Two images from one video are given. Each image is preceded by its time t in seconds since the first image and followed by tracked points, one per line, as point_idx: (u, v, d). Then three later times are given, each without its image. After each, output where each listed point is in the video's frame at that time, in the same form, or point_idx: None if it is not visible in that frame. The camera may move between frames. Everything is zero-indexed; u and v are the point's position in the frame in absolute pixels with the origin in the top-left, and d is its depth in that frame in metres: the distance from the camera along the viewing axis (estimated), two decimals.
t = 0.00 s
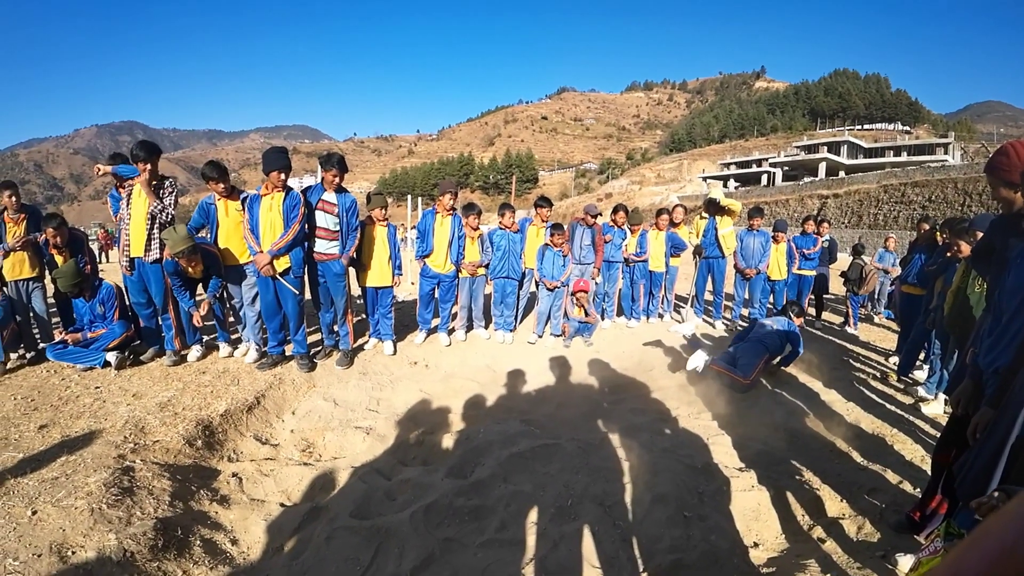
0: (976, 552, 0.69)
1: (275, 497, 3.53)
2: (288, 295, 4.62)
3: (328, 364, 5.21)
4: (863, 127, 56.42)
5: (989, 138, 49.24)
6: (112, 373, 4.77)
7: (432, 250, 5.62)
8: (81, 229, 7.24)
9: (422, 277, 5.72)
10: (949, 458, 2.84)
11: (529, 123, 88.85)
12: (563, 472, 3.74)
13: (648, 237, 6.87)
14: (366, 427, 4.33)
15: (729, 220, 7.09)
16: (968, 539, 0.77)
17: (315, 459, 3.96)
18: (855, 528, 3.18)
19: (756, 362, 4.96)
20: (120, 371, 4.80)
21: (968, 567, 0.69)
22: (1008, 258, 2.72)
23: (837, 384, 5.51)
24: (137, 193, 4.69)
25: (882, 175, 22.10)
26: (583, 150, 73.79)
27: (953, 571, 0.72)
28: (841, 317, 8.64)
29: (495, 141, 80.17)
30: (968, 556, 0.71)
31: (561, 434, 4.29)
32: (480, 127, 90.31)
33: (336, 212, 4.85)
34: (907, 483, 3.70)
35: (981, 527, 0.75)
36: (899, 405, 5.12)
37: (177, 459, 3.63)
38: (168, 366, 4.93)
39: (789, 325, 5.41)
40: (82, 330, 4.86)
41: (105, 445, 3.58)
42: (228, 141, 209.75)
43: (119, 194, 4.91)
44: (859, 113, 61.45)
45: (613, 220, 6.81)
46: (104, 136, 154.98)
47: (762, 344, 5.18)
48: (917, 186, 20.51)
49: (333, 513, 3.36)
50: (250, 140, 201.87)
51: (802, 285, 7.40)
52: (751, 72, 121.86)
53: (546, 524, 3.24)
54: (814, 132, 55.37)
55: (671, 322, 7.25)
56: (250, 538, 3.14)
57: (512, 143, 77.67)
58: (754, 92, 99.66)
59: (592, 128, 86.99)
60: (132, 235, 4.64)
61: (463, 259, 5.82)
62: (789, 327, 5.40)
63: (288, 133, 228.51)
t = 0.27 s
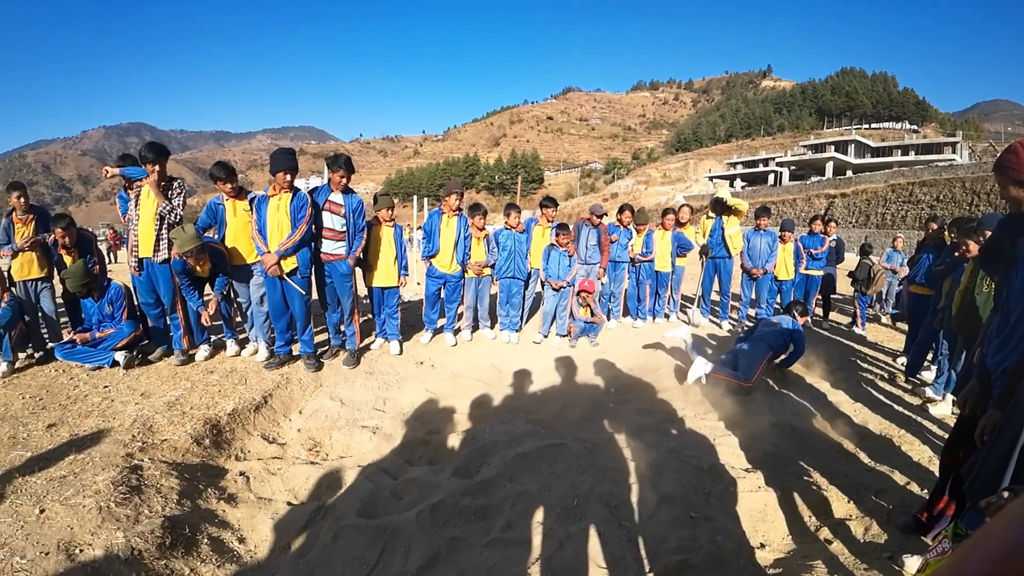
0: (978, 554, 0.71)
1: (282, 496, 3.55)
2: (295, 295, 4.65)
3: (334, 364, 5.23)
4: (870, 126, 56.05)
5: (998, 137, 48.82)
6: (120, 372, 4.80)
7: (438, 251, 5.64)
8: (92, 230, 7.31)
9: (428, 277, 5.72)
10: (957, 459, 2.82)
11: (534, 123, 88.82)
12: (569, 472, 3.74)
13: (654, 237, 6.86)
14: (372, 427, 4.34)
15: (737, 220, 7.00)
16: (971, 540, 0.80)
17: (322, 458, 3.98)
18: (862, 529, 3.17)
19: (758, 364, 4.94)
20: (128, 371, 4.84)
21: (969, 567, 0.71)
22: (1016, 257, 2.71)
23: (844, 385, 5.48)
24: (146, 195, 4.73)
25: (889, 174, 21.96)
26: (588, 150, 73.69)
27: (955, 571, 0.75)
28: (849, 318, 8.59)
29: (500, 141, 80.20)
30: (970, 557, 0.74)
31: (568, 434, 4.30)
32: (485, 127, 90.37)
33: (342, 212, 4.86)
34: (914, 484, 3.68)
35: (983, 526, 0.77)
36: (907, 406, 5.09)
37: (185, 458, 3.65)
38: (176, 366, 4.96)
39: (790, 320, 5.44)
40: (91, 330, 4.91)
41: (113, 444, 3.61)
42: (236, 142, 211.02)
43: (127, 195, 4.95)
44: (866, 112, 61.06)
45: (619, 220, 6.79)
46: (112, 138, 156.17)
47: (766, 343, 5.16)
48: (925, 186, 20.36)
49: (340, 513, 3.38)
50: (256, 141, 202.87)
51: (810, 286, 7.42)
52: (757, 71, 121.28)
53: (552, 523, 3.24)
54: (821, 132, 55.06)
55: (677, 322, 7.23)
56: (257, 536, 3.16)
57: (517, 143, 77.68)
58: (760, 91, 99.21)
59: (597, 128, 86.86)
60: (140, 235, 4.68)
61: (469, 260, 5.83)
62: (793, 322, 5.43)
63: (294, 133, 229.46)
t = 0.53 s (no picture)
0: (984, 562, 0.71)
1: (299, 493, 3.60)
2: (315, 295, 4.70)
3: (352, 363, 5.29)
4: (892, 128, 55.03)
5: None
6: (142, 370, 4.91)
7: (455, 253, 5.67)
8: (116, 231, 7.48)
9: (445, 278, 5.78)
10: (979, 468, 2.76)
11: (550, 126, 88.81)
12: (584, 476, 3.73)
13: (671, 239, 6.82)
14: (388, 426, 4.38)
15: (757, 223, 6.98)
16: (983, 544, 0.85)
17: (338, 456, 4.02)
18: (881, 538, 3.11)
19: (772, 371, 4.89)
20: (150, 369, 4.94)
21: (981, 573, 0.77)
22: None
23: (865, 391, 5.38)
24: (169, 197, 4.81)
25: (911, 176, 21.54)
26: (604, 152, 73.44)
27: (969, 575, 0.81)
28: (871, 322, 8.44)
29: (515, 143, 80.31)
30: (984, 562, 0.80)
31: (583, 437, 4.28)
32: (500, 129, 90.59)
33: (361, 215, 4.92)
34: (936, 492, 3.61)
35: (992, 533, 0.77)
36: (929, 412, 4.98)
37: (205, 455, 3.72)
38: (197, 364, 5.05)
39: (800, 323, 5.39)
40: (114, 328, 5.01)
41: (134, 440, 3.69)
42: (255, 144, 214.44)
43: (151, 197, 5.05)
44: (887, 114, 59.99)
45: (636, 222, 6.74)
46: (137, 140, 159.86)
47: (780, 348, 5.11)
48: (948, 188, 19.94)
49: (356, 511, 3.41)
50: (275, 144, 205.90)
51: (831, 289, 7.30)
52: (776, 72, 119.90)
53: (567, 527, 3.24)
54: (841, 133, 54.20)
55: (695, 325, 7.17)
56: (274, 533, 3.20)
57: (533, 145, 77.78)
58: (779, 93, 98.03)
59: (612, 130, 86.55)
60: (163, 237, 4.76)
61: (486, 261, 5.84)
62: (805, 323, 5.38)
63: (313, 136, 232.43)
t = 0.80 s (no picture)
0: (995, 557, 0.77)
1: (315, 491, 3.64)
2: (333, 295, 4.75)
3: (369, 363, 5.34)
4: (916, 131, 53.95)
5: None
6: (164, 366, 5.01)
7: (471, 255, 5.70)
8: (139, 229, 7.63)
9: (461, 280, 5.81)
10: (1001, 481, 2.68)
11: (566, 128, 88.72)
12: (598, 481, 3.72)
13: (689, 243, 6.76)
14: (403, 426, 4.41)
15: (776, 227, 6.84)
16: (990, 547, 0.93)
17: (354, 455, 4.06)
18: (900, 549, 3.06)
19: (784, 382, 4.85)
20: (171, 365, 5.04)
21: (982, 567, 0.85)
22: None
23: (886, 400, 5.28)
24: (192, 198, 4.89)
25: (934, 181, 21.11)
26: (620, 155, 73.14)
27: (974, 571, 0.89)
28: (892, 330, 8.28)
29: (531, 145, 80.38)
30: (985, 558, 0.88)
31: (597, 442, 4.27)
32: (516, 131, 90.72)
33: (380, 217, 4.97)
34: (957, 505, 3.53)
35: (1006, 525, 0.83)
36: (951, 422, 4.88)
37: (223, 451, 3.78)
38: (218, 361, 5.13)
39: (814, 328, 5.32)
40: (136, 325, 5.10)
41: (154, 435, 3.77)
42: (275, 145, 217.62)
43: (174, 197, 5.16)
44: (911, 117, 58.86)
45: (654, 226, 6.70)
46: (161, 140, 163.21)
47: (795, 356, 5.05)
48: (972, 193, 19.53)
49: (370, 511, 3.43)
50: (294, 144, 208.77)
51: (853, 295, 7.17)
52: (796, 75, 118.37)
53: (580, 531, 3.23)
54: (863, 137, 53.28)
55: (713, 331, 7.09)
56: (290, 530, 3.24)
57: (550, 148, 77.77)
58: (799, 96, 96.73)
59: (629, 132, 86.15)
60: (187, 237, 4.83)
61: (501, 264, 5.81)
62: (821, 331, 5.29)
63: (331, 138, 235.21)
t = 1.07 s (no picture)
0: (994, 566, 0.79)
1: (325, 489, 3.66)
2: (344, 296, 4.78)
3: (379, 363, 5.37)
4: (931, 134, 53.24)
5: None
6: (177, 364, 5.07)
7: (482, 256, 5.72)
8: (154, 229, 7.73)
9: (471, 281, 5.82)
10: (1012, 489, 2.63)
11: (576, 130, 88.60)
12: (607, 484, 3.70)
13: (701, 245, 6.71)
14: (413, 427, 4.42)
15: (790, 229, 6.76)
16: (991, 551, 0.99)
17: (364, 454, 4.08)
18: (911, 557, 3.03)
19: (787, 389, 4.78)
20: (184, 363, 5.10)
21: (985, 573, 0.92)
22: None
23: (899, 405, 5.21)
24: (206, 198, 4.94)
25: (949, 184, 20.83)
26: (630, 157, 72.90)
27: None
28: (906, 335, 8.17)
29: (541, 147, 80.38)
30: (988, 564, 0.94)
31: (607, 445, 4.25)
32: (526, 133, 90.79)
33: (392, 218, 4.99)
34: (969, 512, 3.49)
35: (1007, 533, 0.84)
36: (964, 429, 4.81)
37: (235, 449, 3.82)
38: (231, 360, 5.19)
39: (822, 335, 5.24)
40: (151, 323, 5.16)
41: (167, 432, 3.82)
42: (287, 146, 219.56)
43: (188, 198, 5.23)
44: (925, 119, 58.10)
45: (665, 228, 6.67)
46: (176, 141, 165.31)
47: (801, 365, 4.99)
48: (986, 196, 19.26)
49: (380, 510, 3.45)
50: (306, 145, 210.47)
51: (866, 300, 7.12)
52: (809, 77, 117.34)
53: (589, 535, 3.22)
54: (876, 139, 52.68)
55: (724, 334, 7.04)
56: (300, 528, 3.27)
57: (559, 150, 77.73)
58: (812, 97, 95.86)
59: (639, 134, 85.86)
60: (201, 236, 4.89)
61: (512, 266, 5.85)
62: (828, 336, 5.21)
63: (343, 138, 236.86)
